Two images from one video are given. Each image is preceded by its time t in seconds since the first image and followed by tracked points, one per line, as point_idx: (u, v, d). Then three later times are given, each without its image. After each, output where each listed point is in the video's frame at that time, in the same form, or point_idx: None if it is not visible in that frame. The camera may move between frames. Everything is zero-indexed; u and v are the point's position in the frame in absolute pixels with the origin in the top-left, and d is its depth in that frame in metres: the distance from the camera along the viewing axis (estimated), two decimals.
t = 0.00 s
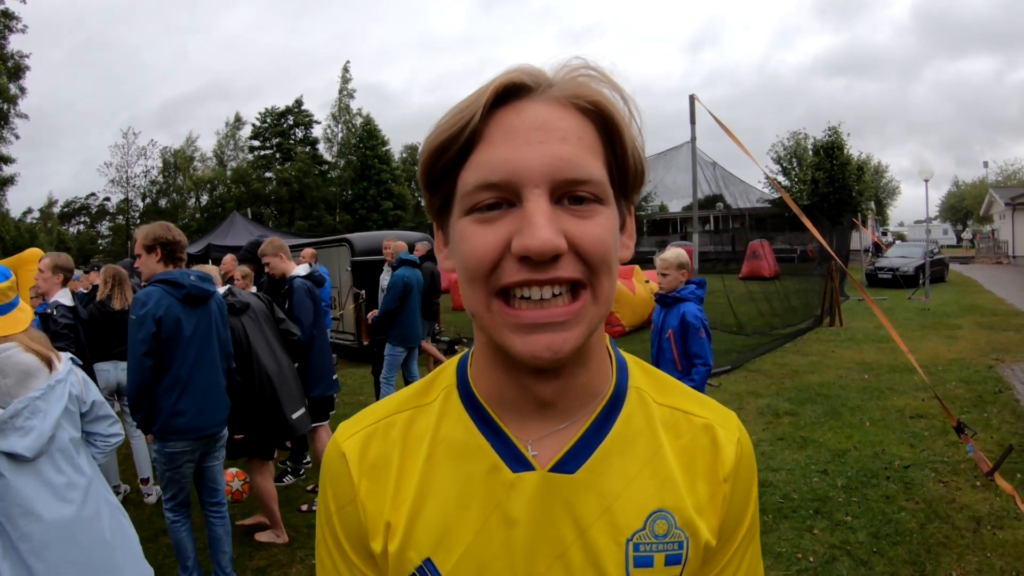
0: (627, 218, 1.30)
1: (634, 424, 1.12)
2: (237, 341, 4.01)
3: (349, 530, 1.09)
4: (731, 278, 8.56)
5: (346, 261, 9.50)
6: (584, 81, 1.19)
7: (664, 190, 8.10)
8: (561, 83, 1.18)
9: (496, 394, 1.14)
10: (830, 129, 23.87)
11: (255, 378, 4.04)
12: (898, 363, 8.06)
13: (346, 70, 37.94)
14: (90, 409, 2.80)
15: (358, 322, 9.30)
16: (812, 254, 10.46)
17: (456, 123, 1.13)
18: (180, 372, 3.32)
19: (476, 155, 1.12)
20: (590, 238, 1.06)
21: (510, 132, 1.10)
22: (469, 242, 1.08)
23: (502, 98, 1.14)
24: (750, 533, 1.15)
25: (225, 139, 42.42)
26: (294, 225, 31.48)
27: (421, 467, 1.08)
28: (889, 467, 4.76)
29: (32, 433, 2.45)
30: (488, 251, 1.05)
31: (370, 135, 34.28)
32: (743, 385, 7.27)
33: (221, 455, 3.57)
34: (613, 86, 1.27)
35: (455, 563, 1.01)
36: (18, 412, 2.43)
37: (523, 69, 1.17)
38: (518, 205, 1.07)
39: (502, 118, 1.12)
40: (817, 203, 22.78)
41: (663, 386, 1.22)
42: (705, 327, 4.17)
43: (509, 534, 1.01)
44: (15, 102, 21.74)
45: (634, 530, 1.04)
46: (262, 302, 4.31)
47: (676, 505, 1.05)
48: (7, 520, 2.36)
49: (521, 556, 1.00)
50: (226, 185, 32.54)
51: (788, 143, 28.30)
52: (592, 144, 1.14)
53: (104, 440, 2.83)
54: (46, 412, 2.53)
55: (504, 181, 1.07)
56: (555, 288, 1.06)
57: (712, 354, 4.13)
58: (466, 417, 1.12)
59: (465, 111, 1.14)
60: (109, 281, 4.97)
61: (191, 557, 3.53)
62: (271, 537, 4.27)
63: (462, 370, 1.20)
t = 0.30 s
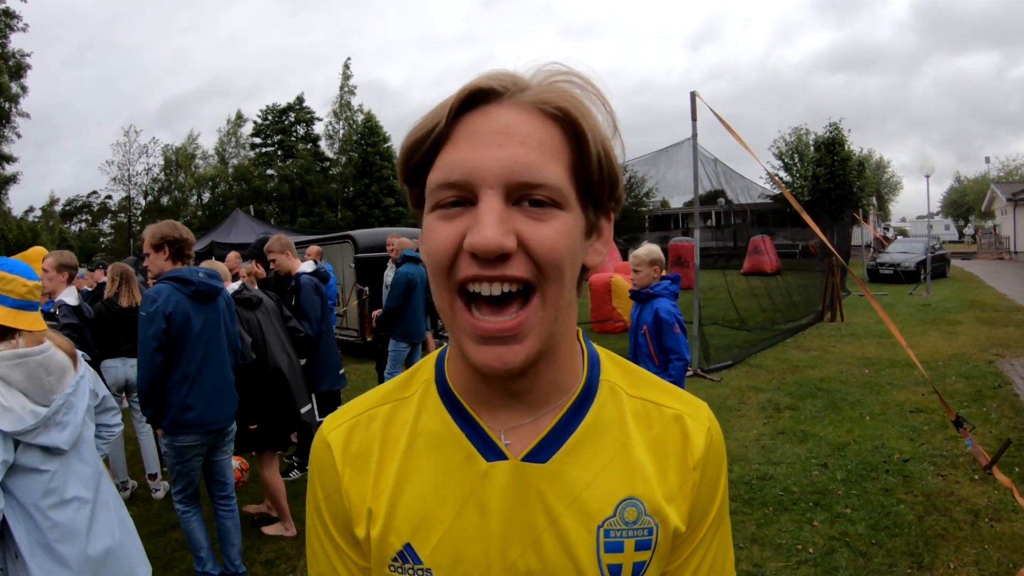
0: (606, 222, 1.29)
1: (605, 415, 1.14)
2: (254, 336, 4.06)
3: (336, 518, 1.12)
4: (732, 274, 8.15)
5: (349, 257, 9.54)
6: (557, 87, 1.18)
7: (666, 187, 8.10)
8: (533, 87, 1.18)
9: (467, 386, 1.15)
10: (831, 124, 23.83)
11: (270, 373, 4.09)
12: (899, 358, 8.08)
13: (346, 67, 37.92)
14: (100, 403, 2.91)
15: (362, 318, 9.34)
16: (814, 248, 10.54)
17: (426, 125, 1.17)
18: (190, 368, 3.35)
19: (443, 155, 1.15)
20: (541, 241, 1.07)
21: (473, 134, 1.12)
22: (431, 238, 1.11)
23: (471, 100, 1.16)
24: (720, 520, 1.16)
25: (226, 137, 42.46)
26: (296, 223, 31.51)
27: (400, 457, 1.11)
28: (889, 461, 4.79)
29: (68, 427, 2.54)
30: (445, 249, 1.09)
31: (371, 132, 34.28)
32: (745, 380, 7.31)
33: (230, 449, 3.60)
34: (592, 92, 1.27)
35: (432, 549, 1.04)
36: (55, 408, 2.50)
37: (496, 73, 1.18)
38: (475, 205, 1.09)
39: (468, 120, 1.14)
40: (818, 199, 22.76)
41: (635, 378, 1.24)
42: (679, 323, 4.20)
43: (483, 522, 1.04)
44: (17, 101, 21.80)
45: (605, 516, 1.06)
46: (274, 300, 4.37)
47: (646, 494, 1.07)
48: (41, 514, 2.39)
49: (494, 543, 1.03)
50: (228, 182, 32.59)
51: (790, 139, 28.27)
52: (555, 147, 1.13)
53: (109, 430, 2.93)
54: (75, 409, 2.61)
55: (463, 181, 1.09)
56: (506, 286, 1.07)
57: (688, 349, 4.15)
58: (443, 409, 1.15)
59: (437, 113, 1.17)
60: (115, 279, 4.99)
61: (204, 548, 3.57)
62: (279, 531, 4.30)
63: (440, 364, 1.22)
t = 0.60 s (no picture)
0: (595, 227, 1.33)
1: (592, 407, 1.16)
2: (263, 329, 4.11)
3: (326, 509, 1.13)
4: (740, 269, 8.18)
5: (356, 252, 9.58)
6: (579, 94, 1.21)
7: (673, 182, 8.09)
8: (554, 91, 1.20)
9: (459, 375, 1.18)
10: (839, 119, 23.68)
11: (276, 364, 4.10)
12: (905, 354, 8.05)
13: (353, 62, 37.98)
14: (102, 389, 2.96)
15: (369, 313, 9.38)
16: (821, 244, 10.50)
17: (451, 113, 1.15)
18: (195, 362, 3.39)
19: (460, 148, 1.14)
20: (556, 243, 1.09)
21: (499, 131, 1.12)
22: (444, 230, 1.11)
23: (498, 96, 1.16)
24: (705, 509, 1.18)
25: (234, 132, 42.63)
26: (304, 217, 31.64)
27: (390, 447, 1.12)
28: (893, 456, 4.78)
29: (84, 413, 2.59)
30: (459, 242, 1.09)
31: (379, 127, 34.33)
32: (751, 375, 7.31)
33: (236, 442, 3.65)
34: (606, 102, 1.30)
35: (422, 539, 1.05)
36: (70, 395, 2.55)
37: (517, 72, 1.19)
38: (494, 203, 1.10)
39: (495, 115, 1.14)
40: (826, 195, 22.63)
41: (622, 370, 1.25)
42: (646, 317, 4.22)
43: (472, 511, 1.06)
44: (27, 97, 22.00)
45: (592, 506, 1.07)
46: (285, 295, 4.42)
47: (632, 483, 1.09)
48: (66, 500, 2.44)
49: (484, 532, 1.04)
50: (236, 177, 32.74)
51: (798, 133, 28.10)
52: (574, 156, 1.16)
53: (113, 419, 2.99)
54: (85, 394, 2.66)
55: (485, 177, 1.10)
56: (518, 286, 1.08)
57: (656, 343, 4.15)
58: (432, 400, 1.16)
59: (461, 102, 1.16)
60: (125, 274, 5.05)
61: (220, 542, 3.61)
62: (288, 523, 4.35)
63: (429, 354, 1.23)
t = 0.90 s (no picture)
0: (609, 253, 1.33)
1: (599, 436, 1.17)
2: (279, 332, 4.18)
3: (324, 534, 1.14)
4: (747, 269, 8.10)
5: (364, 252, 9.62)
6: (594, 109, 1.21)
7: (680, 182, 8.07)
8: (569, 108, 1.20)
9: (462, 403, 1.18)
10: (847, 119, 23.56)
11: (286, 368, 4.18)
12: (913, 355, 8.00)
13: (361, 62, 38.10)
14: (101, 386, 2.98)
15: (376, 312, 9.42)
16: (830, 245, 10.46)
17: (457, 128, 1.14)
18: (195, 362, 3.42)
19: (468, 166, 1.14)
20: (567, 272, 1.10)
21: (510, 151, 1.12)
22: (450, 253, 1.11)
23: (510, 111, 1.16)
24: (713, 536, 1.20)
25: (242, 132, 42.82)
26: (312, 217, 31.76)
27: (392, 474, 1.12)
28: (901, 458, 4.76)
29: (85, 408, 2.62)
30: (466, 268, 1.09)
31: (386, 127, 34.42)
32: (759, 376, 7.29)
33: (237, 440, 3.67)
34: (622, 115, 1.30)
35: (426, 568, 1.06)
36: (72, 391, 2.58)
37: (530, 85, 1.19)
38: (503, 228, 1.10)
39: (506, 132, 1.14)
40: (834, 194, 22.52)
41: (630, 396, 1.26)
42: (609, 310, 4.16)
43: (477, 541, 1.07)
44: (36, 97, 22.19)
45: (597, 538, 1.09)
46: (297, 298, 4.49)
47: (638, 515, 1.10)
48: (73, 495, 2.47)
49: (488, 563, 1.05)
50: (244, 177, 32.91)
51: (806, 133, 27.99)
52: (589, 175, 1.16)
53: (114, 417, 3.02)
54: (86, 390, 2.69)
55: (494, 201, 1.10)
56: (527, 318, 1.09)
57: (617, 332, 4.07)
58: (435, 426, 1.16)
59: (470, 117, 1.15)
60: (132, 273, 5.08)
61: (224, 542, 3.62)
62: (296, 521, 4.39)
63: (430, 376, 1.23)
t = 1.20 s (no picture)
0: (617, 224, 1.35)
1: (610, 405, 1.18)
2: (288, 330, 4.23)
3: (346, 498, 1.17)
4: (759, 267, 8.11)
5: (376, 253, 9.69)
6: (595, 90, 1.23)
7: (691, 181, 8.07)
8: (570, 91, 1.21)
9: (484, 372, 1.21)
10: (858, 115, 23.38)
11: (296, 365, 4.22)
12: (926, 353, 7.94)
13: (371, 65, 38.28)
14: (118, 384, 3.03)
15: (388, 313, 9.48)
16: (842, 242, 10.40)
17: (468, 122, 1.17)
18: (205, 365, 3.47)
19: (479, 155, 1.17)
20: (583, 245, 1.12)
21: (519, 138, 1.14)
22: (468, 238, 1.14)
23: (513, 99, 1.18)
24: (723, 504, 1.21)
25: (253, 135, 43.14)
26: (323, 219, 31.96)
27: (413, 440, 1.15)
28: (913, 456, 4.73)
29: (101, 407, 2.67)
30: (485, 250, 1.12)
31: (396, 128, 34.54)
32: (771, 374, 7.27)
33: (249, 441, 3.73)
34: (622, 95, 1.32)
35: (444, 530, 1.09)
36: (87, 390, 2.62)
37: (531, 73, 1.21)
38: (518, 209, 1.13)
39: (512, 120, 1.16)
40: (845, 191, 22.35)
41: (641, 367, 1.27)
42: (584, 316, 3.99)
43: (493, 503, 1.09)
44: (47, 102, 22.53)
45: (609, 500, 1.11)
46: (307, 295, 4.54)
47: (648, 479, 1.12)
48: (91, 491, 2.52)
49: (504, 524, 1.08)
50: (255, 180, 33.17)
51: (816, 130, 27.80)
52: (595, 154, 1.19)
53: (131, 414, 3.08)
54: (100, 389, 2.73)
55: (507, 185, 1.12)
56: (545, 291, 1.12)
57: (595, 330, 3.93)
58: (456, 393, 1.19)
59: (478, 110, 1.17)
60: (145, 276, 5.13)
61: (242, 544, 3.65)
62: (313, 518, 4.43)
63: (451, 350, 1.26)
